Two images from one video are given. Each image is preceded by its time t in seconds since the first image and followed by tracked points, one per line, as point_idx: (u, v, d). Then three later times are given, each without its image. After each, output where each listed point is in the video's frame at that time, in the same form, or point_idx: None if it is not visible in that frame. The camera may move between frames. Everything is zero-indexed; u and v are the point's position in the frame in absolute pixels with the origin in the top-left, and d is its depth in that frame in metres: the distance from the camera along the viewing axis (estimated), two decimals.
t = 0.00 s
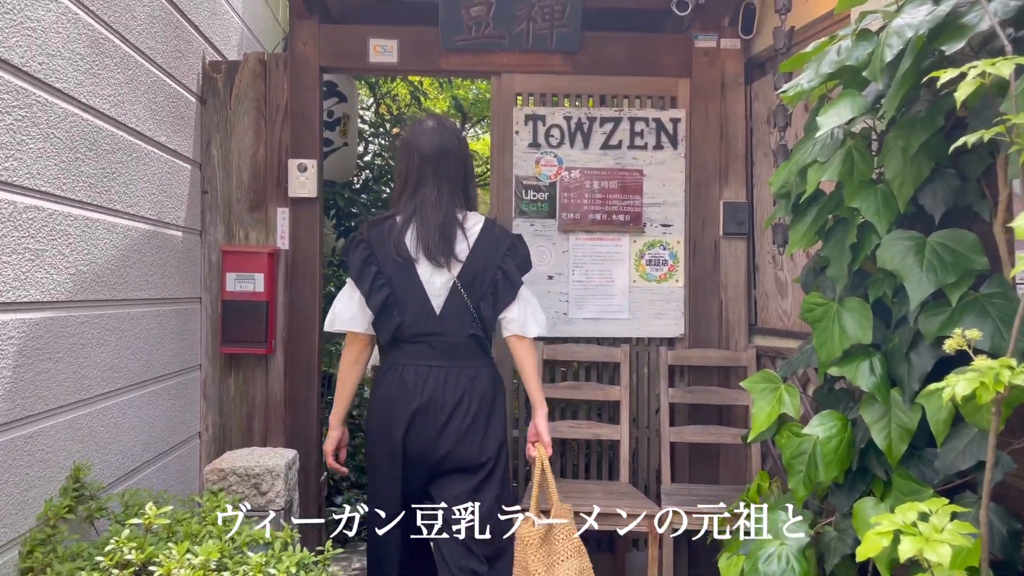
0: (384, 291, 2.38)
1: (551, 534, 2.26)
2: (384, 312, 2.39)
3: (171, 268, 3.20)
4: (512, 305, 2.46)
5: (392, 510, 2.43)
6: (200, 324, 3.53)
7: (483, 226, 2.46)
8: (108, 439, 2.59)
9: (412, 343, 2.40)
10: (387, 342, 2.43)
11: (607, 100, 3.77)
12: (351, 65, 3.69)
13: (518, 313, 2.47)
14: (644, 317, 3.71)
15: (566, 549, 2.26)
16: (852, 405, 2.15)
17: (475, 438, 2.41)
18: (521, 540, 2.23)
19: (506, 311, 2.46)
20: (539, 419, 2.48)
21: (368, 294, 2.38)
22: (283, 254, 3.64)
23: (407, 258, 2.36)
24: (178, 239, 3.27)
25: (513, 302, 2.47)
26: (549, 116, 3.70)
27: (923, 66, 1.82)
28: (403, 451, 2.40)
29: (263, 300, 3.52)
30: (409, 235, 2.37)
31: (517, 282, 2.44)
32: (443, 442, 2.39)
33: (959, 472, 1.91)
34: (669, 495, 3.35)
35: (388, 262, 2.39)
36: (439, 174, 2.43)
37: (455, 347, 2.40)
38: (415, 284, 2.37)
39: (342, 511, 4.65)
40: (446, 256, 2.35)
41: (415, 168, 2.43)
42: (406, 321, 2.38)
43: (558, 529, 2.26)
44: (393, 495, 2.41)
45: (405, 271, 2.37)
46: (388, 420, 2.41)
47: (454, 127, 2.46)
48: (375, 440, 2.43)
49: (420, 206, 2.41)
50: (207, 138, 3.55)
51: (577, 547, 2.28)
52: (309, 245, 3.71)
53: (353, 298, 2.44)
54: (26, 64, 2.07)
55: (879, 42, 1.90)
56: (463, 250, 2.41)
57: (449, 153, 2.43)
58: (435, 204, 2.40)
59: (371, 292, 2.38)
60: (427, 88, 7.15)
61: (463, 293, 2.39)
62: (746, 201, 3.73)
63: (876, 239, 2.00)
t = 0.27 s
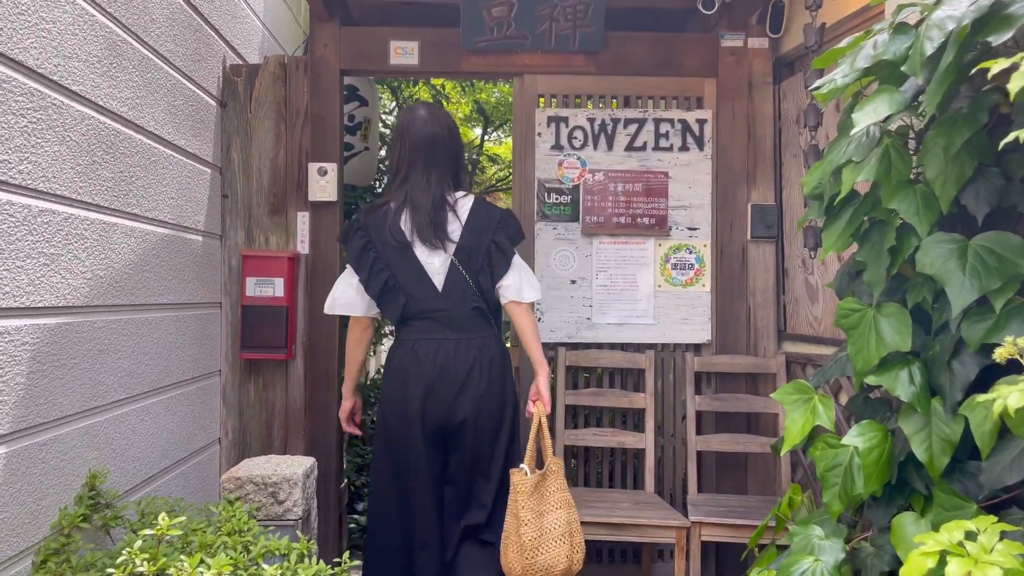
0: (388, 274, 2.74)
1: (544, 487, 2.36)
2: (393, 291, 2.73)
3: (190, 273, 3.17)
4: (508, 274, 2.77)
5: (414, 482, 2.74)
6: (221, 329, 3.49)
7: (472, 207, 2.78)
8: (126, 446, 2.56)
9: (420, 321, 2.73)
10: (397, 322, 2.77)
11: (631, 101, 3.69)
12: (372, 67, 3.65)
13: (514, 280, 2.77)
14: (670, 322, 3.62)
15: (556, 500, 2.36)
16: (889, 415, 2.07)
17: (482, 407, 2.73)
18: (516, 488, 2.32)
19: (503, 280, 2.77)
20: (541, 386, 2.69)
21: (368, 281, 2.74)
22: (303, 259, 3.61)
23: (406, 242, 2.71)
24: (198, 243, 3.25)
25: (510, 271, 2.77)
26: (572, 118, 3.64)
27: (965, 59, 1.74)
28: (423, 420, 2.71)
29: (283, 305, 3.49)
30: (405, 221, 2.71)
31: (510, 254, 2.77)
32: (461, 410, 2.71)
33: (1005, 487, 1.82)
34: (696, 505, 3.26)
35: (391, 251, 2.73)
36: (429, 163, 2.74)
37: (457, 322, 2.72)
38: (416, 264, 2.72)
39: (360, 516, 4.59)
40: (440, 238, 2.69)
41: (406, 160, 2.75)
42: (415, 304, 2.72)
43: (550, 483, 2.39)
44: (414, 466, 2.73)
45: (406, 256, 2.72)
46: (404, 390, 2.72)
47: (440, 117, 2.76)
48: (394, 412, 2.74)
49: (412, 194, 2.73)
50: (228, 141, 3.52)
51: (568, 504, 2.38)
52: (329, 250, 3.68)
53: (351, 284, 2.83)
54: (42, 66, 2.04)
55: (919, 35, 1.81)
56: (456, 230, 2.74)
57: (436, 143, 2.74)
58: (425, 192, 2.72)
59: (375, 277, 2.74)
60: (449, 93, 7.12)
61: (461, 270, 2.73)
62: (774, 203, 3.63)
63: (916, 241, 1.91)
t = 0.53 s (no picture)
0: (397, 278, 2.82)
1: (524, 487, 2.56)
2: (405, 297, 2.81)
3: (198, 279, 3.09)
4: (507, 272, 2.82)
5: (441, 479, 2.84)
6: (231, 336, 3.42)
7: (467, 209, 2.87)
8: (130, 457, 2.48)
9: (432, 324, 2.81)
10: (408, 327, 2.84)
11: (651, 101, 3.59)
12: (385, 68, 3.57)
13: (512, 278, 2.82)
14: (692, 329, 3.51)
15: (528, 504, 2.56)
16: (929, 430, 1.95)
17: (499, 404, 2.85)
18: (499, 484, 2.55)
19: (502, 280, 2.82)
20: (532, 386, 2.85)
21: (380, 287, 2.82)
22: (315, 264, 3.53)
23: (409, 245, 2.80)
24: (207, 249, 3.18)
25: (509, 269, 2.82)
26: (591, 119, 3.53)
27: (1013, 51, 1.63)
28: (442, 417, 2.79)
29: (294, 311, 3.41)
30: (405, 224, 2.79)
31: (510, 253, 2.84)
32: (484, 407, 2.81)
33: None
34: (720, 519, 3.14)
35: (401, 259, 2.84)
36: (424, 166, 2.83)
37: (467, 321, 2.80)
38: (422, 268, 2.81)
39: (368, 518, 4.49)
40: (439, 240, 2.78)
41: (403, 165, 2.83)
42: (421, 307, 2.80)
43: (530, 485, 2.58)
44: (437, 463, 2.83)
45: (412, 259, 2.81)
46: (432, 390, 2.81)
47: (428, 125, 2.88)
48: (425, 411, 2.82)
49: (408, 198, 2.81)
50: (238, 144, 3.45)
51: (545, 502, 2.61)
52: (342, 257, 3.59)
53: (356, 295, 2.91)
54: (41, 66, 1.98)
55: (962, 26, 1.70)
56: (454, 230, 2.82)
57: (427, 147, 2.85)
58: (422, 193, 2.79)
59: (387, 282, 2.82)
60: (465, 95, 7.04)
61: (464, 270, 2.81)
62: (801, 205, 3.51)
63: (959, 246, 1.79)
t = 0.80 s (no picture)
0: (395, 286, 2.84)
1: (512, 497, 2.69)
2: (403, 306, 2.84)
3: (203, 286, 3.02)
4: (501, 295, 2.80)
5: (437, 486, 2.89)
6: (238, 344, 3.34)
7: (473, 224, 2.85)
8: (130, 471, 2.40)
9: (427, 334, 2.82)
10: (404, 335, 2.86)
11: (667, 102, 3.48)
12: (395, 69, 3.49)
13: (505, 301, 2.80)
14: (710, 336, 3.40)
15: (526, 510, 2.69)
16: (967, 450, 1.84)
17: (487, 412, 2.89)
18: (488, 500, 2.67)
19: (495, 300, 2.80)
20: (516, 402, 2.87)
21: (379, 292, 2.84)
22: (324, 271, 3.45)
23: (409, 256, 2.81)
24: (212, 255, 3.10)
25: (504, 289, 2.81)
26: (606, 120, 3.44)
27: None
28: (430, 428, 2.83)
29: (302, 319, 3.32)
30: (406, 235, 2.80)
31: (508, 273, 2.83)
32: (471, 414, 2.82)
33: None
34: (741, 534, 3.03)
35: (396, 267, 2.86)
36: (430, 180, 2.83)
37: (462, 334, 2.82)
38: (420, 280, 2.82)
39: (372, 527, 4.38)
40: (437, 253, 2.78)
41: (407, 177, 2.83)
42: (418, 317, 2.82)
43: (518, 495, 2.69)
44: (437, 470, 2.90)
45: (412, 271, 2.82)
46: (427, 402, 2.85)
47: (438, 137, 2.86)
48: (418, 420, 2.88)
49: (413, 210, 2.82)
50: (246, 147, 3.38)
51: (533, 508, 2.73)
52: (351, 263, 3.50)
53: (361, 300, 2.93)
54: (36, 68, 1.90)
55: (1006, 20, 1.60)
56: (456, 244, 2.82)
57: (434, 160, 2.83)
58: (425, 206, 2.79)
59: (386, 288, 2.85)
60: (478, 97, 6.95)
61: (462, 284, 2.81)
62: (823, 210, 3.40)
63: (1001, 254, 1.69)
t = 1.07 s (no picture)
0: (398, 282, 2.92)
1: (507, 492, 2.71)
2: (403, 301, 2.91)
3: (206, 291, 2.97)
4: (502, 294, 2.85)
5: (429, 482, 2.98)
6: (242, 349, 3.30)
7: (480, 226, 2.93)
8: (128, 480, 2.36)
9: (423, 331, 2.89)
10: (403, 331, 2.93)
11: (677, 102, 3.41)
12: (400, 70, 3.43)
13: (507, 300, 2.85)
14: (722, 342, 3.33)
15: (523, 507, 2.70)
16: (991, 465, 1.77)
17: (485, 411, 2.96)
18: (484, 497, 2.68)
19: (497, 300, 2.86)
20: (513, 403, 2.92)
21: (380, 285, 2.93)
22: (329, 275, 3.39)
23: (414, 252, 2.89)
24: (215, 259, 3.06)
25: (506, 290, 2.88)
26: (615, 121, 3.37)
27: None
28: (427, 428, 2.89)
29: (307, 323, 3.27)
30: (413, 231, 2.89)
31: (510, 275, 2.88)
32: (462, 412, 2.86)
33: None
34: (754, 545, 2.95)
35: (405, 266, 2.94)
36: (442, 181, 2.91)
37: (458, 333, 2.87)
38: (420, 276, 2.89)
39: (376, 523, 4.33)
40: (442, 249, 2.86)
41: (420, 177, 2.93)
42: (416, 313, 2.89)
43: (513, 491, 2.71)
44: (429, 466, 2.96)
45: (414, 268, 2.89)
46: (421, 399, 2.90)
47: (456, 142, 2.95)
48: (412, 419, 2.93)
49: (422, 209, 2.91)
50: (251, 150, 3.33)
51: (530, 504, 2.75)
52: (357, 267, 3.45)
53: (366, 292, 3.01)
54: (30, 69, 1.86)
55: None
56: (460, 245, 2.89)
57: (448, 162, 2.92)
58: (435, 204, 2.88)
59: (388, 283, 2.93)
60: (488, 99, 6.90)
61: (462, 283, 2.87)
62: (838, 212, 3.32)
63: None
